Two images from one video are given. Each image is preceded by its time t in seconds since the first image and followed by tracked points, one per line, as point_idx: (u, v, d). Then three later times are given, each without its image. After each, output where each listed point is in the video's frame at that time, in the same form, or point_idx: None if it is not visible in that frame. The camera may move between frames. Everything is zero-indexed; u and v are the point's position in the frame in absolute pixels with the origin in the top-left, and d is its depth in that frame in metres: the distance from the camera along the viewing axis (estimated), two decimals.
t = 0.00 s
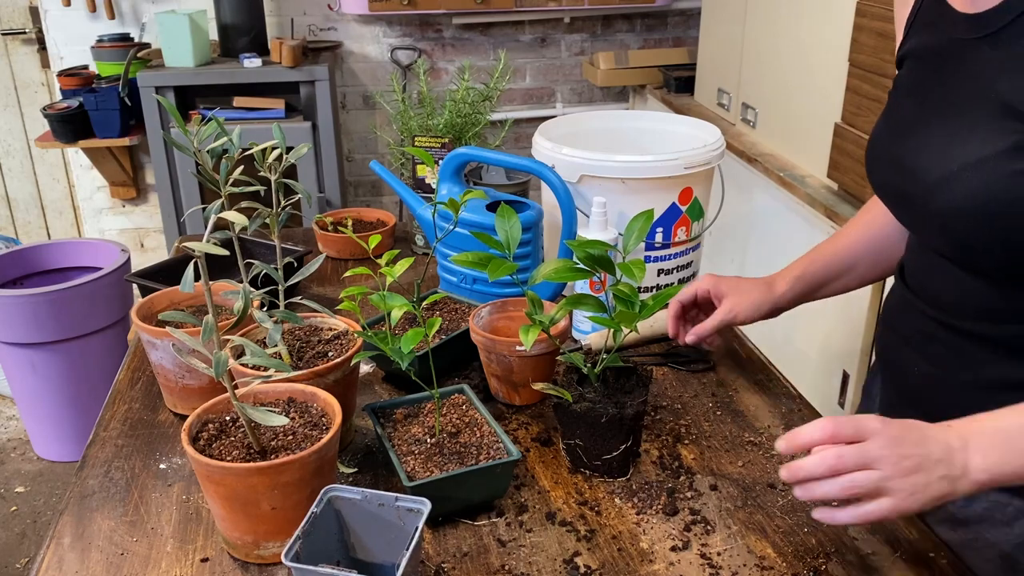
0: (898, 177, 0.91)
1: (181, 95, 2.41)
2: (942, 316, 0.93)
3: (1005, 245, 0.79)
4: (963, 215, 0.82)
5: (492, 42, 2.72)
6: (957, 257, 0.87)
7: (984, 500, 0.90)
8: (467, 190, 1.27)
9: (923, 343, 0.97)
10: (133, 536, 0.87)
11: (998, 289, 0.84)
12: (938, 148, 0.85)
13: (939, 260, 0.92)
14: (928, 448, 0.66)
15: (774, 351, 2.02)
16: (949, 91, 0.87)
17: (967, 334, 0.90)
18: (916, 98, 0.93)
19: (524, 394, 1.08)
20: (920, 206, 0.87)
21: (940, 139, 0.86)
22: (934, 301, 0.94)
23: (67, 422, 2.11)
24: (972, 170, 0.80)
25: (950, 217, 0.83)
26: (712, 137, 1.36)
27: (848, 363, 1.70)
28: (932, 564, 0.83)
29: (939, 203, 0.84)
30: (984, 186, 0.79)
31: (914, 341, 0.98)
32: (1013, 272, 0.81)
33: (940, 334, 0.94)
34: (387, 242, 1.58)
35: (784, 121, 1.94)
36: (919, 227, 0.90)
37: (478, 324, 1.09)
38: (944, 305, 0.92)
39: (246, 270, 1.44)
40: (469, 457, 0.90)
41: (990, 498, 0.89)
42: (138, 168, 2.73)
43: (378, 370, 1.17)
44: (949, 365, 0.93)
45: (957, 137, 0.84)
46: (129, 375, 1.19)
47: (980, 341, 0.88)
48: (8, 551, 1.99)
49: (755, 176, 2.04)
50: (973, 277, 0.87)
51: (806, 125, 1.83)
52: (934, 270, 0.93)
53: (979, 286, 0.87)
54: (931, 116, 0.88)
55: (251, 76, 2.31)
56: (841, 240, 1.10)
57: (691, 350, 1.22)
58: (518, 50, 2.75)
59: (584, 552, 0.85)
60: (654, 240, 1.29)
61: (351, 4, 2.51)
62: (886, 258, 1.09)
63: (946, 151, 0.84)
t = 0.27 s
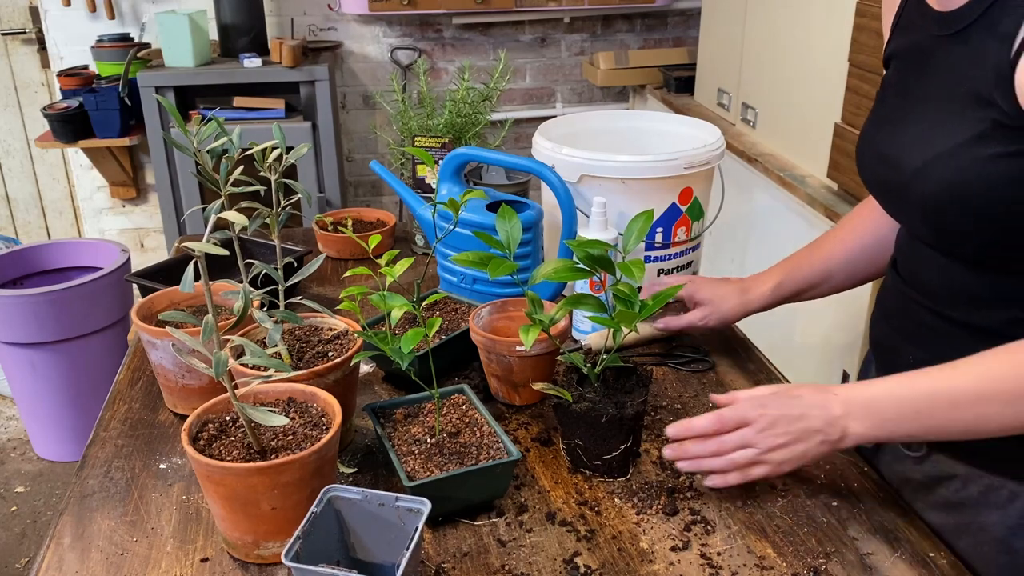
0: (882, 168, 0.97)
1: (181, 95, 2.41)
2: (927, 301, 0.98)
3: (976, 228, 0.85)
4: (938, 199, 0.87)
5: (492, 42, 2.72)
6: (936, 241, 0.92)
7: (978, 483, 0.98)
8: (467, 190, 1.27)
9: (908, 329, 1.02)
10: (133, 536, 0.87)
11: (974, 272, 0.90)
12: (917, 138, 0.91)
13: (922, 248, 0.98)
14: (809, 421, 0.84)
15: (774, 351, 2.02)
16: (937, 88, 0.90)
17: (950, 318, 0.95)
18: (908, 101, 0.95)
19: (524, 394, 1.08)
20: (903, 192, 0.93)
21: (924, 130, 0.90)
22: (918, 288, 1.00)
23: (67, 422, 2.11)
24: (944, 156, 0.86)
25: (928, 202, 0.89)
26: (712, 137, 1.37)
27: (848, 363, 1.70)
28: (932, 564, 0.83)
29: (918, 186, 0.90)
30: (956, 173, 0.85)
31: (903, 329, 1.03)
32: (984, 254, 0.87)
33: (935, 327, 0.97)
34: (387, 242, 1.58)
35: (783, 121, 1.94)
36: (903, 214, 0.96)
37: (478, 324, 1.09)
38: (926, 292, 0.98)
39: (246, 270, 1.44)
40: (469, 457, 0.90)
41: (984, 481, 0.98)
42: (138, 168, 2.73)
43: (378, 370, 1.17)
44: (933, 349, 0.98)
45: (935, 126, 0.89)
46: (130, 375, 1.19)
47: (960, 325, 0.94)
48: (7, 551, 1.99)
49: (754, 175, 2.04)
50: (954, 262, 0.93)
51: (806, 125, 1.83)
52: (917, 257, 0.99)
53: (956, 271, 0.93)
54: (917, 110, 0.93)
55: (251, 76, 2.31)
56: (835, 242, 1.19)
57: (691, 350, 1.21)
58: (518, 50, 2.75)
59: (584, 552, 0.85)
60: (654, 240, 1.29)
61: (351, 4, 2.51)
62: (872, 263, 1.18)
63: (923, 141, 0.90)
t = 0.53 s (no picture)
0: (858, 166, 0.98)
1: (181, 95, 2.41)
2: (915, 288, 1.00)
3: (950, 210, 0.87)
4: (916, 189, 0.89)
5: (492, 42, 2.72)
6: (917, 230, 0.94)
7: (972, 460, 0.99)
8: (467, 190, 1.27)
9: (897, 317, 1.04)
10: (133, 536, 0.87)
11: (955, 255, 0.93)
12: (891, 134, 0.92)
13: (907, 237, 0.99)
14: (714, 410, 0.90)
15: (774, 351, 2.02)
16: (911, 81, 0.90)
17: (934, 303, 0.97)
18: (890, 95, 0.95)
19: (524, 394, 1.08)
20: (881, 186, 0.94)
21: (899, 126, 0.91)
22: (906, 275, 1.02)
23: (67, 422, 2.11)
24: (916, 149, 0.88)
25: (906, 194, 0.91)
26: (712, 137, 1.36)
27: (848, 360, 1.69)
28: (931, 564, 0.83)
29: (897, 181, 0.91)
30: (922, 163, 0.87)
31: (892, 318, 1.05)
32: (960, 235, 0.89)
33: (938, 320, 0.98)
34: (387, 242, 1.58)
35: (783, 121, 1.94)
36: (883, 207, 0.97)
37: (479, 324, 1.09)
38: (915, 281, 1.00)
39: (246, 270, 1.44)
40: (469, 457, 0.90)
41: (977, 458, 0.99)
42: (138, 168, 2.73)
43: (378, 370, 1.17)
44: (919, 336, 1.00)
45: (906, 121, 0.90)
46: (129, 375, 1.19)
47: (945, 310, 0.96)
48: (7, 551, 1.99)
49: (754, 175, 2.04)
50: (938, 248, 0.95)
51: (806, 125, 1.83)
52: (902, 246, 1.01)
53: (938, 256, 0.95)
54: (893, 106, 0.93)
55: (251, 76, 2.31)
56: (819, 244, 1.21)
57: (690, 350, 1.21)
58: (518, 50, 2.75)
59: (584, 552, 0.85)
60: (654, 240, 1.29)
61: (351, 4, 2.51)
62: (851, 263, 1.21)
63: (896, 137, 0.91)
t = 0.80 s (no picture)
0: (843, 167, 0.98)
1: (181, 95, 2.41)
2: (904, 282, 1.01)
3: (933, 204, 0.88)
4: (902, 189, 0.90)
5: (492, 42, 2.72)
6: (900, 225, 0.95)
7: (978, 446, 1.00)
8: (467, 190, 1.27)
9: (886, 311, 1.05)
10: (133, 536, 0.87)
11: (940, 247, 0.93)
12: (874, 134, 0.92)
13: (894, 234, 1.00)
14: (709, 414, 0.90)
15: (774, 351, 2.02)
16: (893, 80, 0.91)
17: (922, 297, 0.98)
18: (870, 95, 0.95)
19: (524, 394, 1.08)
20: (865, 186, 0.95)
21: (882, 124, 0.92)
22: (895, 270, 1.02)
23: (68, 421, 2.11)
24: (898, 148, 0.89)
25: (888, 192, 0.91)
26: (712, 137, 1.37)
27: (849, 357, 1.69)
28: (931, 564, 0.83)
29: (882, 181, 0.92)
30: (906, 163, 0.88)
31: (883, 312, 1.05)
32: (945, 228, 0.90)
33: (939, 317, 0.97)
34: (387, 242, 1.58)
35: (783, 121, 1.94)
36: (866, 206, 0.98)
37: (478, 323, 1.09)
38: (905, 277, 1.00)
39: (246, 270, 1.44)
40: (469, 457, 0.90)
41: (983, 444, 1.00)
42: (138, 168, 2.73)
43: (378, 369, 1.17)
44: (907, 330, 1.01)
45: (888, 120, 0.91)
46: (130, 374, 1.19)
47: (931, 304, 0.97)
48: (8, 551, 1.99)
49: (754, 175, 2.04)
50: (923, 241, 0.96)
51: (806, 124, 1.83)
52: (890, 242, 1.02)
53: (925, 251, 0.96)
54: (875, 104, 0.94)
55: (251, 76, 2.31)
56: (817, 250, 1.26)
57: (690, 350, 1.21)
58: (518, 50, 2.75)
59: (584, 552, 0.85)
60: (654, 240, 1.29)
61: (351, 3, 2.51)
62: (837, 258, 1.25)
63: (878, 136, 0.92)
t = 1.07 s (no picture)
0: (857, 160, 0.99)
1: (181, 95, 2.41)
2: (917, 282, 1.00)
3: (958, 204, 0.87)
4: (916, 184, 0.90)
5: (492, 42, 2.72)
6: (921, 225, 0.94)
7: (965, 454, 1.00)
8: (467, 190, 1.27)
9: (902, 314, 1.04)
10: (133, 536, 0.87)
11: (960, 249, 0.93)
12: (892, 130, 0.92)
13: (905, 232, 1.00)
14: (739, 405, 0.87)
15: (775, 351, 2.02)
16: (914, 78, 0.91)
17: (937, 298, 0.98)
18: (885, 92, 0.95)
19: (524, 394, 1.08)
20: (878, 181, 0.95)
21: (898, 121, 0.92)
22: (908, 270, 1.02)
23: (68, 421, 2.11)
24: (921, 142, 0.88)
25: (910, 189, 0.91)
26: (712, 137, 1.37)
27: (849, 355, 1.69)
28: (931, 564, 0.83)
29: (898, 177, 0.92)
30: (926, 159, 0.88)
31: (895, 314, 1.05)
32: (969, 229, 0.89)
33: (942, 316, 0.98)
34: (387, 242, 1.58)
35: (784, 121, 1.94)
36: (884, 204, 0.98)
37: (478, 324, 1.09)
38: (914, 275, 1.00)
39: (246, 270, 1.44)
40: (469, 457, 0.90)
41: (970, 452, 1.00)
42: (138, 168, 2.73)
43: (378, 369, 1.17)
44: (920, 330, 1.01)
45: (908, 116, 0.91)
46: (130, 375, 1.19)
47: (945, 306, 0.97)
48: (8, 551, 1.99)
49: (754, 175, 2.04)
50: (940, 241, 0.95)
51: (806, 125, 1.83)
52: (902, 242, 1.01)
53: (937, 251, 0.96)
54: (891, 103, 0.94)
55: (252, 76, 2.31)
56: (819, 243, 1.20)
57: (690, 350, 1.20)
58: (518, 50, 2.75)
59: (584, 552, 0.85)
60: (654, 240, 1.29)
61: (350, 4, 2.51)
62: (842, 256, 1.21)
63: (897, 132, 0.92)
